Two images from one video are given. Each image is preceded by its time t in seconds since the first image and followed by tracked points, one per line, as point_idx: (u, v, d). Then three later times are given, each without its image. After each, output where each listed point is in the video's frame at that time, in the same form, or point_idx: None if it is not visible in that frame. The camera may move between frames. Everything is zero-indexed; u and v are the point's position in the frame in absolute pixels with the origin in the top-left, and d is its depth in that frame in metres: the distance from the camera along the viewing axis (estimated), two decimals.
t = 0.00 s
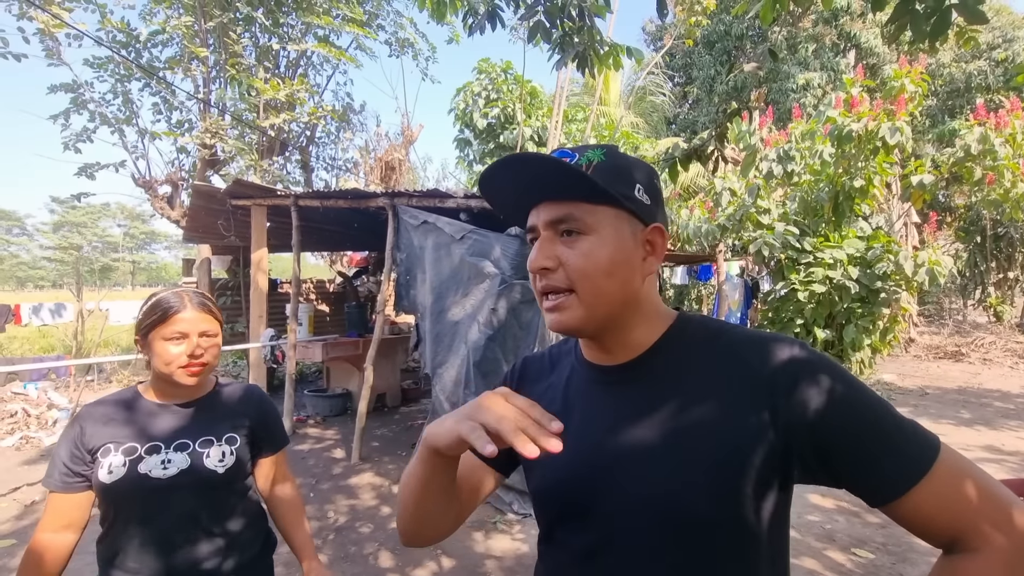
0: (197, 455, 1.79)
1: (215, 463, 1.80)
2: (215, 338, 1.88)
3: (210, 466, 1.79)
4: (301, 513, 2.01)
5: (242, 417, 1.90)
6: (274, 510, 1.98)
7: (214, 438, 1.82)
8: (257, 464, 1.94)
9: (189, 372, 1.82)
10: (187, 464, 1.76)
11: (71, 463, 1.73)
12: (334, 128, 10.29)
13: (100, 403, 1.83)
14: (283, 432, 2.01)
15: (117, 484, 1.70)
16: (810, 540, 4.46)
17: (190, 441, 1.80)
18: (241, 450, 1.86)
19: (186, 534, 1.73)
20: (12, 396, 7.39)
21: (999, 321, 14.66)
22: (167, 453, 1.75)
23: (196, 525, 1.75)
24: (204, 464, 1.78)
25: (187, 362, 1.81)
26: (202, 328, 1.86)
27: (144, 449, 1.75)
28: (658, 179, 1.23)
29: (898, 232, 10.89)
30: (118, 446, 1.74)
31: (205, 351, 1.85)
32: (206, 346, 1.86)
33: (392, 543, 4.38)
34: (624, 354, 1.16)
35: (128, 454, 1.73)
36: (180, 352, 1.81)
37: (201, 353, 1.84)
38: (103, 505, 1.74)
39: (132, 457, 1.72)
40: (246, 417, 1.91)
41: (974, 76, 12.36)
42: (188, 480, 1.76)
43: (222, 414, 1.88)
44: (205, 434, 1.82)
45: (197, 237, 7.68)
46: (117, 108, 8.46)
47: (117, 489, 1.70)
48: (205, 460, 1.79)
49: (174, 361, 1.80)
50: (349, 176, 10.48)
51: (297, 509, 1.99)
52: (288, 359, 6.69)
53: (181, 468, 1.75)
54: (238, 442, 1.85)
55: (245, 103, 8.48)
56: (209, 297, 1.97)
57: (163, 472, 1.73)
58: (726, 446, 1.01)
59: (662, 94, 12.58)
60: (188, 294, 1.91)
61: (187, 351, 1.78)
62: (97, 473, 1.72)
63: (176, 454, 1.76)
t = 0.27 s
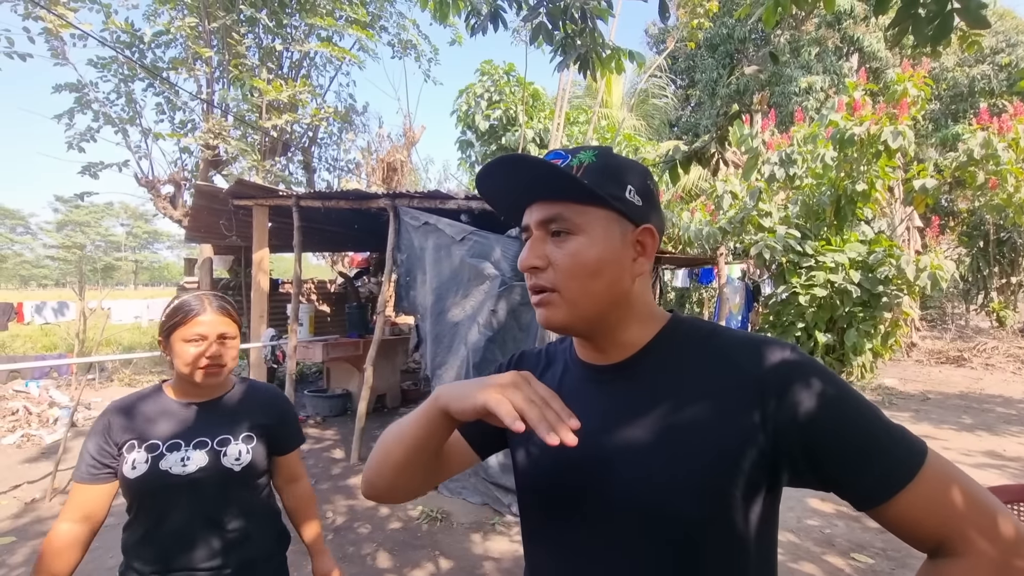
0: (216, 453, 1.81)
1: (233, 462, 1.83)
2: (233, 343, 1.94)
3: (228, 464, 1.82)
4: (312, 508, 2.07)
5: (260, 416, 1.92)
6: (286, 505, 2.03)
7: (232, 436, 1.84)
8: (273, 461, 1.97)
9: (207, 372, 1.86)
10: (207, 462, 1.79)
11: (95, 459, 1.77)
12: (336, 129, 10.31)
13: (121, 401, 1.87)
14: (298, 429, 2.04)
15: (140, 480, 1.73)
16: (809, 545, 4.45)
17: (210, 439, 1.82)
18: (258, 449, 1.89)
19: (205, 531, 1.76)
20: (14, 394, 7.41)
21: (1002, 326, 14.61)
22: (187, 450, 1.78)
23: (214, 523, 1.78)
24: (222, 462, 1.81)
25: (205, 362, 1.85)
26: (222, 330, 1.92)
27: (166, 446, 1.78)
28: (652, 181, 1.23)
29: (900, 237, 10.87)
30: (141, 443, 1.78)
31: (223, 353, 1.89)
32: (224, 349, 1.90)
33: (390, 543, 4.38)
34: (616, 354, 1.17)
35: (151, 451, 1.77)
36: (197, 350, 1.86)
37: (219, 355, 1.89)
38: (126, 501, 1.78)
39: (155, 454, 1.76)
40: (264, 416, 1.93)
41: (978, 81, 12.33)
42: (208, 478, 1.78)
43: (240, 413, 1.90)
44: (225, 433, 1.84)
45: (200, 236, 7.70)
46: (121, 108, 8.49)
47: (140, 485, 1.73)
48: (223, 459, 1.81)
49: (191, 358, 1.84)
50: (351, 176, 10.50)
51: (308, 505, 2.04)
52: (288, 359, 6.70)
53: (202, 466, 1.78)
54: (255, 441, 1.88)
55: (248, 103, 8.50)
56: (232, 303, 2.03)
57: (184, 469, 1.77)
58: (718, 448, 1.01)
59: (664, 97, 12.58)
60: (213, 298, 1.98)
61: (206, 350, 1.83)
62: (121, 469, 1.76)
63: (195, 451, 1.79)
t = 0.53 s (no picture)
0: (266, 445, 1.89)
1: (281, 454, 1.89)
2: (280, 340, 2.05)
3: (276, 457, 1.89)
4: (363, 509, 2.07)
5: (309, 413, 1.99)
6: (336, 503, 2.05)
7: (283, 430, 1.92)
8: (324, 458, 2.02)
9: (255, 366, 1.98)
10: (257, 453, 1.87)
11: (163, 441, 1.96)
12: (337, 130, 10.33)
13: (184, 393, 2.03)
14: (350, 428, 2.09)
15: (198, 465, 1.86)
16: (807, 548, 4.45)
17: (262, 432, 1.91)
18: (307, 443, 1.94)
19: (252, 521, 1.83)
20: (15, 393, 7.44)
21: (1002, 330, 14.60)
22: (241, 440, 1.88)
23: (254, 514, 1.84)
24: (270, 455, 1.89)
25: (254, 357, 1.98)
26: (269, 327, 2.05)
27: (223, 436, 1.89)
28: (641, 184, 1.28)
29: (900, 240, 10.87)
30: (201, 431, 1.91)
31: (270, 349, 2.01)
32: (272, 346, 2.02)
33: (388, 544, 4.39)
34: (608, 355, 1.18)
35: (209, 439, 1.89)
36: (246, 345, 2.00)
37: (267, 351, 2.00)
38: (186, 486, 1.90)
39: (213, 442, 1.88)
40: (314, 413, 2.00)
41: (979, 85, 12.34)
42: (257, 467, 1.86)
43: (289, 408, 1.98)
44: (273, 427, 1.92)
45: (200, 237, 7.72)
46: (123, 108, 8.52)
47: (197, 470, 1.85)
48: (272, 451, 1.89)
49: (240, 353, 1.98)
50: (352, 177, 10.52)
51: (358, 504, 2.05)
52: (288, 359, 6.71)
53: (251, 455, 1.86)
54: (304, 436, 1.94)
55: (250, 104, 8.53)
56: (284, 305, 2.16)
57: (236, 458, 1.86)
58: (703, 455, 1.02)
59: (665, 99, 12.61)
60: (266, 299, 2.12)
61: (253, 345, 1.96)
62: (184, 455, 1.90)
63: (248, 442, 1.88)
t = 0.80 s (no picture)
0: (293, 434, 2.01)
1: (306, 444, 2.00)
2: (307, 328, 2.13)
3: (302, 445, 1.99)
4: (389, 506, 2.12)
5: (338, 408, 2.08)
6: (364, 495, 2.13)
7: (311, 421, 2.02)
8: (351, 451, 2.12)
9: (282, 353, 2.09)
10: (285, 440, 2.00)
11: (208, 427, 2.12)
12: (337, 129, 10.32)
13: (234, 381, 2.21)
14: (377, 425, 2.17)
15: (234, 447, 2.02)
16: (804, 548, 4.46)
17: (292, 421, 2.03)
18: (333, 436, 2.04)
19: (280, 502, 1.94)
20: (12, 389, 7.43)
21: (1000, 333, 14.63)
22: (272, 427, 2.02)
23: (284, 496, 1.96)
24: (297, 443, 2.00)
25: (281, 344, 2.09)
26: (297, 317, 2.15)
27: (257, 423, 2.04)
28: (632, 173, 1.26)
29: (898, 243, 10.90)
30: (239, 417, 2.07)
31: (297, 337, 2.10)
32: (298, 334, 2.11)
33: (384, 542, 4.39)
34: (604, 350, 1.18)
35: (246, 424, 2.05)
36: (277, 334, 2.11)
37: (293, 338, 2.10)
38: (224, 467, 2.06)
39: (248, 427, 2.04)
40: (344, 409, 2.09)
41: (977, 88, 12.37)
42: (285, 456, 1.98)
43: (320, 402, 2.08)
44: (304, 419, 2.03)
45: (199, 234, 7.72)
46: (122, 105, 8.52)
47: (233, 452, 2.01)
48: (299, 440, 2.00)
49: (271, 343, 2.11)
50: (352, 176, 10.53)
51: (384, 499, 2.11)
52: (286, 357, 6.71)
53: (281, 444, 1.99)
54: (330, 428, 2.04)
55: (249, 102, 8.53)
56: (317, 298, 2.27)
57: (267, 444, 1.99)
58: (699, 448, 1.03)
59: (665, 101, 12.62)
60: (300, 292, 2.25)
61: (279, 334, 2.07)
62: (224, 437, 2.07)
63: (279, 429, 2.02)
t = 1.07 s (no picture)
0: (300, 428, 2.05)
1: (312, 439, 2.03)
2: (320, 327, 2.16)
3: (308, 441, 2.03)
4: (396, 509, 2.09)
5: (345, 404, 2.10)
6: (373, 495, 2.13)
7: (317, 417, 2.05)
8: (360, 449, 2.13)
9: (295, 350, 2.12)
10: (292, 435, 2.04)
11: (230, 414, 2.21)
12: (337, 129, 10.32)
13: (257, 372, 2.29)
14: (387, 424, 2.17)
15: (247, 437, 2.09)
16: (805, 548, 4.46)
17: (300, 414, 2.07)
18: (339, 433, 2.05)
19: (289, 496, 2.02)
20: (11, 389, 7.41)
21: (997, 334, 14.67)
22: (281, 420, 2.07)
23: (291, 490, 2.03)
24: (303, 438, 2.04)
25: (294, 341, 2.13)
26: (310, 315, 2.19)
27: (269, 414, 2.10)
28: (634, 172, 1.25)
29: (897, 244, 10.92)
30: (254, 406, 2.14)
31: (309, 334, 2.13)
32: (311, 332, 2.14)
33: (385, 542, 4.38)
34: (609, 348, 1.19)
35: (258, 415, 2.11)
36: (291, 332, 2.16)
37: (306, 335, 2.13)
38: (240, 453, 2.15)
39: (260, 418, 2.10)
40: (351, 405, 2.10)
41: (975, 90, 12.40)
42: (292, 448, 2.03)
43: (330, 396, 2.10)
44: (313, 412, 2.07)
45: (199, 234, 7.70)
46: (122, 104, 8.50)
47: (246, 441, 2.09)
48: (304, 434, 2.04)
49: (285, 340, 2.16)
50: (352, 176, 10.52)
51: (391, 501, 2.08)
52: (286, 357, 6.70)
53: (288, 435, 2.04)
54: (337, 426, 2.05)
55: (250, 102, 8.54)
56: (334, 298, 2.30)
57: (276, 435, 2.05)
58: (702, 448, 1.02)
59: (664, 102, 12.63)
60: (317, 291, 2.29)
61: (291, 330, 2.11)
62: (240, 425, 2.15)
63: (287, 422, 2.06)
